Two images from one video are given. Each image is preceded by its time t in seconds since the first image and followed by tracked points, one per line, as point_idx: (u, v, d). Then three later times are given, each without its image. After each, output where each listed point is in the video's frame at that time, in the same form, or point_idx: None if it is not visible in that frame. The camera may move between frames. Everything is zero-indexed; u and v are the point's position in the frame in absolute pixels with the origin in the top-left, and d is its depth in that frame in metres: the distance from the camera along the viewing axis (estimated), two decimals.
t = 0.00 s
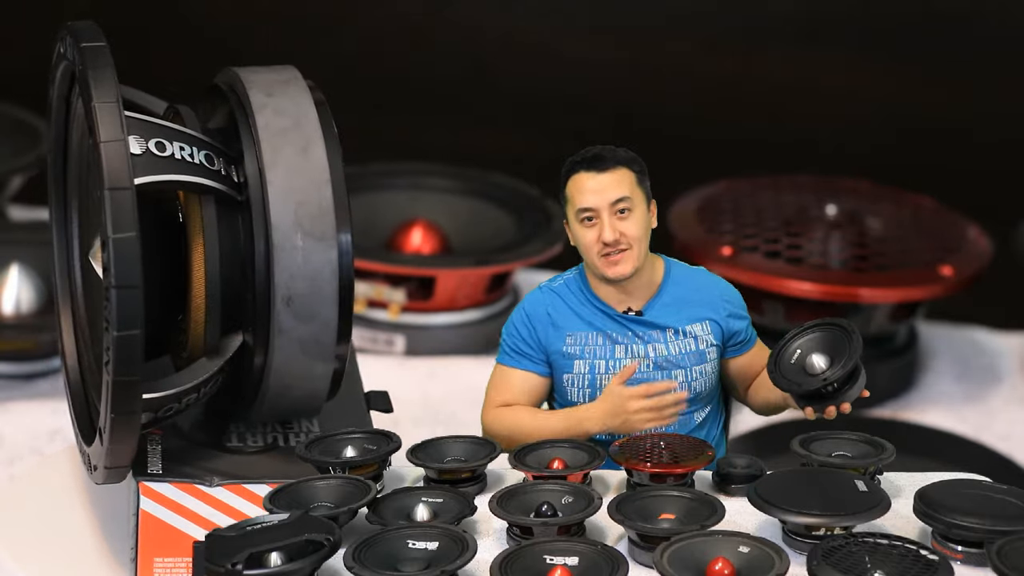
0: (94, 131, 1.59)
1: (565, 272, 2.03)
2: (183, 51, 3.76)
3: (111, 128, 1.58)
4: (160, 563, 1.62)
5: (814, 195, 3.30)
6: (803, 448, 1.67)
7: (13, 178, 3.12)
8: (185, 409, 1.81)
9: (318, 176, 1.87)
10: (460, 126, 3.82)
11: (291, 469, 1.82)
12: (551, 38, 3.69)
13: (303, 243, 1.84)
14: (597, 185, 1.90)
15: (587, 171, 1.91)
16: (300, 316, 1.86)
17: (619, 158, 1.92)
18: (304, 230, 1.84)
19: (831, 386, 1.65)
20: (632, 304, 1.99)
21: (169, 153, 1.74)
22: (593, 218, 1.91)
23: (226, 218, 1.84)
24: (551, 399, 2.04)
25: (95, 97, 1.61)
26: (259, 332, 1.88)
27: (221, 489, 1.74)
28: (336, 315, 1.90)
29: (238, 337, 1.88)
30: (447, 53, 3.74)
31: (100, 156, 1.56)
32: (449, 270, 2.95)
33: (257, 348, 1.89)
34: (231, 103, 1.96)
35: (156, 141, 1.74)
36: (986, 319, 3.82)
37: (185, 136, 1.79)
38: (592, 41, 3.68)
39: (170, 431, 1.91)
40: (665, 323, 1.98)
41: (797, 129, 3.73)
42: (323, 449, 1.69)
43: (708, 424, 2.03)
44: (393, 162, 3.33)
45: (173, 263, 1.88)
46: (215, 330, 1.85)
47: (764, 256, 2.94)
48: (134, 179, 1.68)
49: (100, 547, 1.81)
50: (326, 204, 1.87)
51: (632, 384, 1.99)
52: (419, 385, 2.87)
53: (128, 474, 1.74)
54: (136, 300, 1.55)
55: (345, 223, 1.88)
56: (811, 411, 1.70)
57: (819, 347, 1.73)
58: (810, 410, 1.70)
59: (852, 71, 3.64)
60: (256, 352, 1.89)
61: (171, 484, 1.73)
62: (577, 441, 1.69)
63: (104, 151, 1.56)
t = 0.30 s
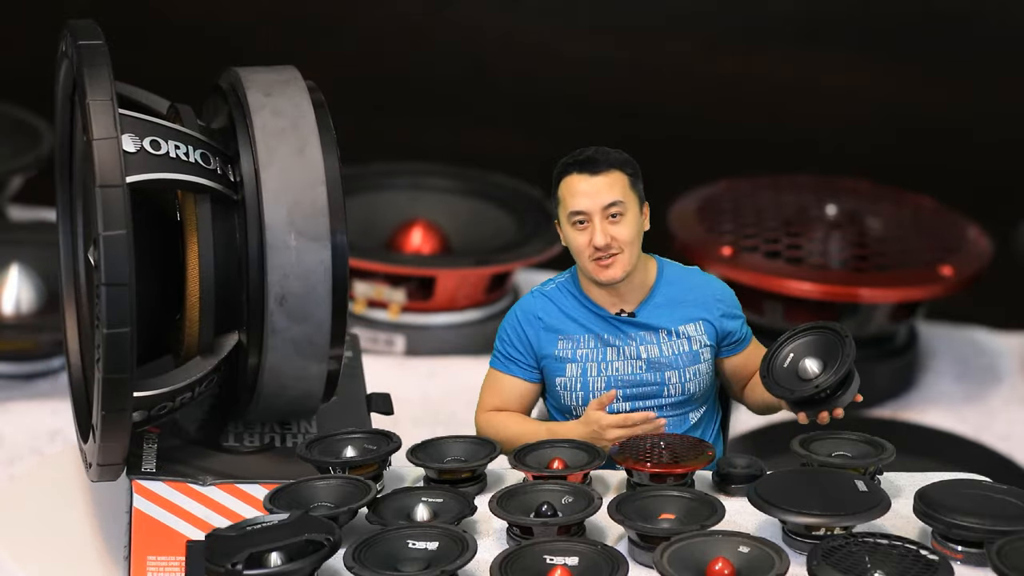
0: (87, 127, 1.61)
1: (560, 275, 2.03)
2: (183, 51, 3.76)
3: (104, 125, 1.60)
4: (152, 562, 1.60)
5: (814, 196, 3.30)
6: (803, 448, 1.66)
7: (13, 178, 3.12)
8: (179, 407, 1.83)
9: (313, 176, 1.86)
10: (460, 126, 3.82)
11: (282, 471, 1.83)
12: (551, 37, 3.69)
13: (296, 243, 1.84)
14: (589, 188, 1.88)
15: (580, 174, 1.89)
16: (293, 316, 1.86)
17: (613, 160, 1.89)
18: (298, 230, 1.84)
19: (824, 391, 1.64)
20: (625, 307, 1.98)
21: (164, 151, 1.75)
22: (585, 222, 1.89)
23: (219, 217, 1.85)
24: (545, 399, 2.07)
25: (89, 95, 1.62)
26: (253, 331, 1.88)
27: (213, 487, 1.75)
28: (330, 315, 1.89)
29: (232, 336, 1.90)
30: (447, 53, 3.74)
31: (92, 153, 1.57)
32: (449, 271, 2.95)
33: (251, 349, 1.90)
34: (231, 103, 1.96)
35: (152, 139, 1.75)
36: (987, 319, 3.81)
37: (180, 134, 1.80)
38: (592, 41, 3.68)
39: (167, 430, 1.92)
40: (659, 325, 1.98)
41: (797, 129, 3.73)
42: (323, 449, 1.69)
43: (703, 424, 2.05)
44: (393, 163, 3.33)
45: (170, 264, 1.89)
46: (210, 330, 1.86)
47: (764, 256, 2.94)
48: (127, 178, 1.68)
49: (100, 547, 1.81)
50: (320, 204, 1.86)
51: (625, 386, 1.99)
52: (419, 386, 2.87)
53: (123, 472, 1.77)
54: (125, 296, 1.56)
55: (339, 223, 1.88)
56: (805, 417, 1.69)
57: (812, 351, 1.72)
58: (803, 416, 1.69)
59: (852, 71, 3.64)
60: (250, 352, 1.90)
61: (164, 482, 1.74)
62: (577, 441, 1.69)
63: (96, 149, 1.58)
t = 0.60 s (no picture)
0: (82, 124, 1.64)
1: (559, 275, 2.03)
2: (183, 51, 3.77)
3: (98, 122, 1.63)
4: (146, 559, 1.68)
5: (814, 196, 3.30)
6: (803, 448, 1.66)
7: (13, 178, 3.12)
8: (174, 406, 1.83)
9: (307, 176, 1.87)
10: (460, 126, 3.82)
11: (278, 470, 1.82)
12: (551, 37, 3.69)
13: (290, 242, 1.84)
14: (589, 190, 1.87)
15: (580, 176, 1.88)
16: (285, 316, 1.87)
17: (613, 163, 1.89)
18: (291, 229, 1.84)
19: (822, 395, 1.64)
20: (625, 307, 1.98)
21: (159, 149, 1.74)
22: (585, 225, 1.88)
23: (215, 216, 1.85)
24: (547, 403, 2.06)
25: (85, 92, 1.65)
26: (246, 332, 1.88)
27: (208, 488, 1.74)
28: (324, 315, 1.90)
29: (227, 336, 1.90)
30: (447, 53, 3.74)
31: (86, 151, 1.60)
32: (449, 271, 2.95)
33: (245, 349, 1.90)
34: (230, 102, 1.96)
35: (147, 137, 1.75)
36: (987, 319, 3.82)
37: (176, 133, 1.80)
38: (592, 41, 3.68)
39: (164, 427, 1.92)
40: (657, 324, 1.98)
41: (797, 129, 3.72)
42: (323, 449, 1.69)
43: (703, 424, 2.05)
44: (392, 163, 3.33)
45: (168, 264, 1.88)
46: (204, 330, 1.86)
47: (764, 256, 2.94)
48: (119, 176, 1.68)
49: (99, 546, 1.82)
50: (315, 204, 1.86)
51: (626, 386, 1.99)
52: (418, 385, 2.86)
53: (117, 470, 1.77)
54: (116, 294, 1.59)
55: (335, 223, 1.88)
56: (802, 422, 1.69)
57: (809, 355, 1.72)
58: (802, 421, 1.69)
59: (852, 71, 3.64)
60: (244, 353, 1.90)
61: (158, 480, 1.74)
62: (577, 441, 1.69)
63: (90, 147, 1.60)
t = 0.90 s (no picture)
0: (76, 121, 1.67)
1: (563, 272, 2.03)
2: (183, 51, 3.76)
3: (93, 119, 1.66)
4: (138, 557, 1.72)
5: (815, 196, 3.30)
6: (804, 447, 1.66)
7: (13, 179, 3.12)
8: (168, 405, 1.83)
9: (303, 176, 1.87)
10: (460, 126, 3.83)
11: (274, 469, 1.81)
12: (551, 37, 3.69)
13: (283, 242, 1.84)
14: (637, 201, 1.86)
15: (626, 184, 1.86)
16: (279, 316, 1.87)
17: (656, 176, 1.88)
18: (285, 229, 1.85)
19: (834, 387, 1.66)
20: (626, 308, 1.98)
21: (154, 148, 1.75)
22: (626, 234, 1.86)
23: (207, 214, 1.86)
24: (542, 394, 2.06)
25: (81, 89, 1.68)
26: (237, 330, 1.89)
27: (201, 487, 1.76)
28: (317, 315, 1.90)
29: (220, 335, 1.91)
30: (447, 53, 3.74)
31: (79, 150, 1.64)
32: (449, 271, 2.95)
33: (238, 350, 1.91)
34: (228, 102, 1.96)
35: (142, 135, 1.75)
36: (987, 319, 3.82)
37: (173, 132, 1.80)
38: (592, 41, 3.68)
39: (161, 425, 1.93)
40: (660, 323, 1.98)
41: (797, 130, 3.72)
42: (323, 449, 1.69)
43: (703, 424, 2.05)
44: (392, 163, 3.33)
45: (162, 262, 1.90)
46: (198, 329, 1.86)
47: (764, 256, 2.94)
48: (113, 174, 1.68)
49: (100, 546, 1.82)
50: (309, 204, 1.86)
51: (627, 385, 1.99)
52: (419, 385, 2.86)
53: (110, 468, 1.78)
54: (107, 291, 1.64)
55: (329, 223, 1.88)
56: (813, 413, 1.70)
57: (827, 350, 1.74)
58: (812, 413, 1.70)
59: (852, 71, 3.63)
60: (238, 353, 1.91)
61: (151, 480, 1.76)
62: (577, 441, 1.69)
63: (83, 146, 1.64)
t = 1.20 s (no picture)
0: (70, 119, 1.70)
1: (574, 267, 2.03)
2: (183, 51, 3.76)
3: (87, 117, 1.69)
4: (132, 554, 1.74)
5: (815, 196, 3.29)
6: (803, 448, 1.66)
7: (13, 179, 3.12)
8: (163, 403, 1.84)
9: (298, 175, 1.87)
10: (460, 126, 3.83)
11: (270, 469, 1.81)
12: (551, 37, 3.69)
13: (276, 241, 1.85)
14: (648, 190, 1.86)
15: (639, 174, 1.87)
16: (271, 316, 1.87)
17: (671, 169, 1.88)
18: (278, 229, 1.85)
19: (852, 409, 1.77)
20: (636, 305, 1.98)
21: (148, 146, 1.75)
22: (635, 222, 1.86)
23: (202, 213, 1.86)
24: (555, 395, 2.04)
25: (75, 87, 1.71)
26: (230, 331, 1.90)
27: (194, 486, 1.76)
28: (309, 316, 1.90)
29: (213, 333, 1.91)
30: (447, 53, 3.74)
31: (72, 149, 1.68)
32: (449, 270, 2.95)
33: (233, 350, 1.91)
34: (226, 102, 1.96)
35: (137, 133, 1.75)
36: (987, 319, 3.82)
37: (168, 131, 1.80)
38: (592, 41, 3.68)
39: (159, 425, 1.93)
40: (669, 322, 1.98)
41: (796, 130, 3.72)
42: (324, 449, 1.69)
43: (707, 425, 2.04)
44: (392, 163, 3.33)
45: (155, 259, 1.91)
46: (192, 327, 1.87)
47: (764, 256, 2.94)
48: (105, 171, 1.69)
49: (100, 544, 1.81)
50: (303, 205, 1.86)
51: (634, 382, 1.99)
52: (419, 384, 2.86)
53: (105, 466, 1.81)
54: (96, 288, 1.68)
55: (323, 224, 1.88)
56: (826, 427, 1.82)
57: (848, 368, 1.82)
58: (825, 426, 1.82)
59: (852, 71, 3.63)
60: (232, 354, 1.91)
61: (144, 478, 1.76)
62: (577, 441, 1.69)
63: (75, 145, 1.68)
